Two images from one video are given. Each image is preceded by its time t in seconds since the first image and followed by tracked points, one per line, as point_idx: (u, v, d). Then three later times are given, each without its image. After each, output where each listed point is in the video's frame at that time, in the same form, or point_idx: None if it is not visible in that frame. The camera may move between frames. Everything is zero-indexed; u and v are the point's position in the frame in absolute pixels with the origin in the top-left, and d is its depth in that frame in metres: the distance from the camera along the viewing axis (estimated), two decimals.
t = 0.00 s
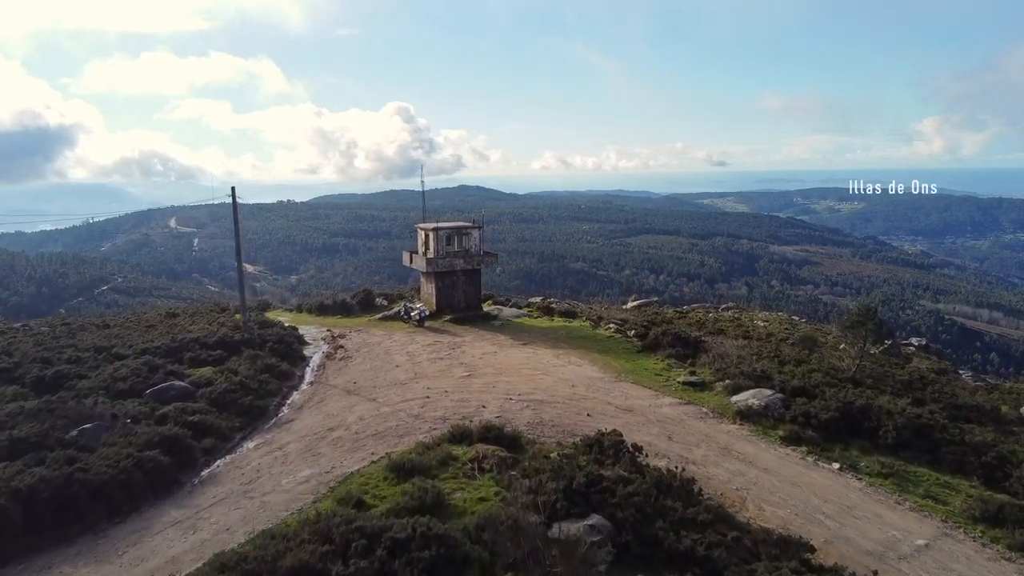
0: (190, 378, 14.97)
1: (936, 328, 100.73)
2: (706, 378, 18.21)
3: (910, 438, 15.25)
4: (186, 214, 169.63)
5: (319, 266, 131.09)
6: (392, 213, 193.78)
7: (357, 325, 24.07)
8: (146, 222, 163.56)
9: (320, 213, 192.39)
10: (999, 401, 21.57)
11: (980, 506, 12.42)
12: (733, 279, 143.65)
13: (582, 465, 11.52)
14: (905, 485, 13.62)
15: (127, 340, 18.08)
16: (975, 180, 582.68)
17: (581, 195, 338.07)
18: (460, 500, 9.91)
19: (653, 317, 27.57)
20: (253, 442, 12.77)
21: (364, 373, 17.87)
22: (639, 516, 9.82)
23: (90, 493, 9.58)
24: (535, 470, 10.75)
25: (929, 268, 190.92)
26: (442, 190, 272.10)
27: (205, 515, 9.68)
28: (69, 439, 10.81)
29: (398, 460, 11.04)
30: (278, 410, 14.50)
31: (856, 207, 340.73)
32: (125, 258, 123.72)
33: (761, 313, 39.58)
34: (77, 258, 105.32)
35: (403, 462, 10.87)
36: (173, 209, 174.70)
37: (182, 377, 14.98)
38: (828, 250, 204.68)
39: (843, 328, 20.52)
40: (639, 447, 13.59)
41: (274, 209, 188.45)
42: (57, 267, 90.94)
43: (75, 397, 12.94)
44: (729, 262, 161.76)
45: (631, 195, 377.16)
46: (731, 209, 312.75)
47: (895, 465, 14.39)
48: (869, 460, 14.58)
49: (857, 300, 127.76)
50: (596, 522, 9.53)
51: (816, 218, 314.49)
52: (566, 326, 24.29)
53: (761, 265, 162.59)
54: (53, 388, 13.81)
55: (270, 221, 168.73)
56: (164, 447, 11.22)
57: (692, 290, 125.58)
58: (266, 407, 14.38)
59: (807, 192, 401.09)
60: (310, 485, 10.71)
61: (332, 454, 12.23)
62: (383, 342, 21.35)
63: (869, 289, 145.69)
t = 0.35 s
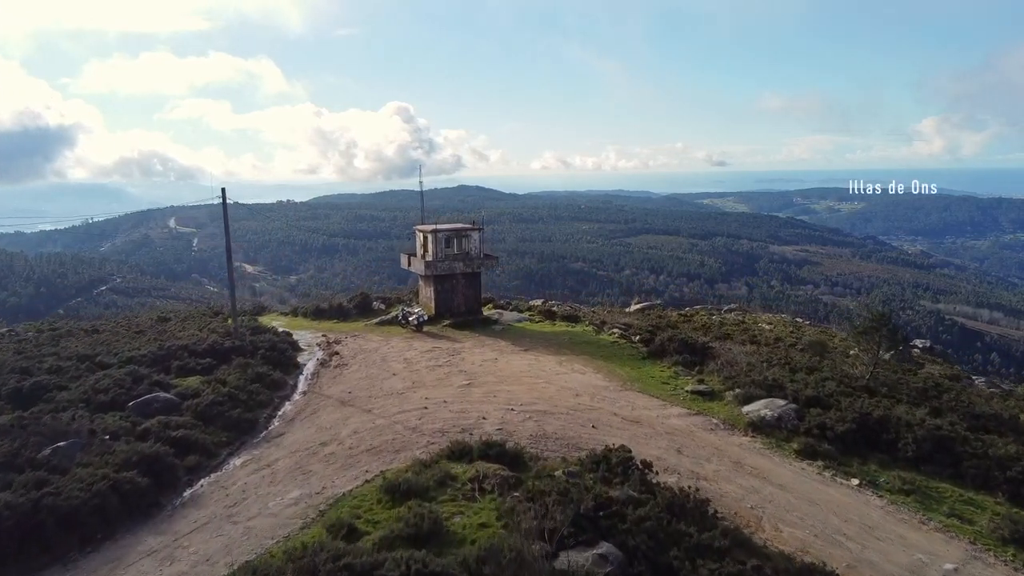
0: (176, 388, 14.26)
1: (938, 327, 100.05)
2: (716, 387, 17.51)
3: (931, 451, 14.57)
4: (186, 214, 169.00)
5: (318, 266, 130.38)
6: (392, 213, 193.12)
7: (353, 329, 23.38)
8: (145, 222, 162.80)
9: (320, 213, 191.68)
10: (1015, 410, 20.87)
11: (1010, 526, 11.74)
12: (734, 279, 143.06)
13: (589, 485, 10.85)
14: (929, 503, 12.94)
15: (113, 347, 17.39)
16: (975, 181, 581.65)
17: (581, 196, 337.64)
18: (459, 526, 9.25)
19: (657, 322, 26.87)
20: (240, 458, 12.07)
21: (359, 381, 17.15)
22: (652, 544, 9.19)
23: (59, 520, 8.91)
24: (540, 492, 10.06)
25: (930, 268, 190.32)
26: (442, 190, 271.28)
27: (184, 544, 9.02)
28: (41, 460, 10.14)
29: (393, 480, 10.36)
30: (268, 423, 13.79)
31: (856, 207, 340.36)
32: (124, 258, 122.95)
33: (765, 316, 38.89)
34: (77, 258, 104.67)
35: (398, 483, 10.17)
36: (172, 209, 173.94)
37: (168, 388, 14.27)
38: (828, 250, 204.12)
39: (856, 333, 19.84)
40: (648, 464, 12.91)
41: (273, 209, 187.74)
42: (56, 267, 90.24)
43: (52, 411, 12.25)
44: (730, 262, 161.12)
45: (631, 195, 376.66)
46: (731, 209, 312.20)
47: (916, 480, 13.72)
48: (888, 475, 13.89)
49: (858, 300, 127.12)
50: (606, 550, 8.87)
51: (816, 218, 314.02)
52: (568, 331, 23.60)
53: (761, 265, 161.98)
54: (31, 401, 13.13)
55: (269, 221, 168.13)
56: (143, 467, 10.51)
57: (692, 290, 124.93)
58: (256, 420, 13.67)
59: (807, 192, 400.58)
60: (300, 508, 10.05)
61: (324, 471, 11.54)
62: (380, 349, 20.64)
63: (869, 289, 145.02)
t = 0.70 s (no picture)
0: (160, 400, 13.55)
1: (939, 327, 99.38)
2: (726, 397, 16.82)
3: (954, 467, 13.87)
4: (185, 214, 168.36)
5: (317, 266, 129.72)
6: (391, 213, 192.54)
7: (350, 334, 22.71)
8: (144, 222, 162.16)
9: (319, 213, 191.10)
10: None
11: None
12: (734, 279, 142.44)
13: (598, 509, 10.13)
14: (955, 523, 12.22)
15: (98, 355, 16.75)
16: (976, 181, 580.90)
17: (580, 196, 337.07)
18: (458, 557, 8.55)
19: (662, 326, 26.17)
20: (225, 477, 11.37)
21: (354, 391, 16.44)
22: None
23: (22, 552, 8.24)
24: (544, 518, 9.37)
25: (930, 267, 189.71)
26: (442, 190, 270.53)
27: None
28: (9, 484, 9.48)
29: (387, 503, 9.67)
30: (257, 439, 13.09)
31: (855, 206, 339.76)
32: (122, 258, 122.25)
33: (770, 319, 38.21)
34: (76, 258, 104.15)
35: (393, 507, 9.47)
36: (172, 210, 173.25)
37: (152, 400, 13.57)
38: (828, 250, 203.53)
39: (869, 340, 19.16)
40: (658, 483, 12.18)
41: (273, 209, 187.14)
42: (53, 267, 89.60)
43: (25, 428, 11.58)
44: (730, 262, 160.54)
45: (631, 195, 376.32)
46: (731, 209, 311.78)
47: (940, 497, 13.01)
48: (910, 491, 13.19)
49: (858, 300, 126.54)
50: None
51: (815, 217, 313.33)
52: (571, 337, 22.87)
53: (761, 265, 161.42)
54: (6, 414, 12.48)
55: (269, 221, 167.62)
56: (119, 489, 9.84)
57: (692, 290, 124.29)
58: (243, 435, 12.96)
59: (807, 191, 400.01)
60: (285, 534, 9.38)
61: (313, 492, 10.82)
62: (377, 355, 19.95)
63: (869, 289, 144.35)
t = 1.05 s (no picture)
0: (143, 414, 12.84)
1: (940, 327, 98.67)
2: (737, 408, 16.12)
3: (980, 483, 13.16)
4: (185, 214, 167.71)
5: (316, 266, 129.05)
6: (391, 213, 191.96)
7: (345, 340, 22.01)
8: (144, 221, 161.55)
9: (319, 213, 190.48)
10: None
11: None
12: (734, 279, 141.80)
13: (605, 537, 9.47)
14: (985, 546, 11.49)
15: (81, 364, 16.05)
16: (976, 181, 579.09)
17: (580, 196, 336.61)
18: None
19: (667, 331, 25.45)
20: (209, 499, 10.69)
21: (349, 401, 15.73)
22: None
23: None
24: (548, 547, 8.71)
25: (930, 267, 189.06)
26: (441, 190, 269.81)
27: None
28: None
29: (380, 531, 8.98)
30: (245, 455, 12.38)
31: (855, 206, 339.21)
32: (121, 258, 121.58)
33: (775, 322, 37.57)
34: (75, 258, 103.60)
35: (386, 536, 8.78)
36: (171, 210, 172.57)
37: (133, 413, 12.84)
38: (828, 250, 202.89)
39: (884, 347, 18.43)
40: (668, 504, 11.49)
41: (272, 210, 186.61)
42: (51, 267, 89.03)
43: None
44: (730, 262, 159.91)
45: (631, 195, 375.89)
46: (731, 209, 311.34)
47: (966, 517, 12.31)
48: (934, 511, 12.49)
49: (857, 300, 125.91)
50: None
51: (815, 217, 312.71)
52: (574, 343, 22.17)
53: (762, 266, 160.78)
54: None
55: (269, 222, 167.03)
56: (91, 516, 9.17)
57: (692, 290, 123.59)
58: (230, 451, 12.23)
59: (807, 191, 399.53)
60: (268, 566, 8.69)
61: (303, 516, 10.12)
62: (373, 362, 19.25)
63: (869, 289, 143.67)
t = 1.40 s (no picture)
0: (124, 428, 12.12)
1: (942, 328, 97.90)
2: (750, 419, 15.42)
3: (1010, 502, 12.46)
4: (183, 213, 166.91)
5: (315, 266, 128.30)
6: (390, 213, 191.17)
7: (340, 347, 21.31)
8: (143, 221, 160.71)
9: (318, 212, 189.70)
10: None
11: None
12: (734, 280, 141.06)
13: (614, 569, 8.79)
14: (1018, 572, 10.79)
15: (60, 374, 15.31)
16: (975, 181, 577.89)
17: (580, 196, 335.72)
18: None
19: (673, 336, 24.71)
20: (190, 522, 10.01)
21: (343, 413, 15.01)
22: None
23: None
24: None
25: (930, 267, 188.41)
26: (441, 190, 269.06)
27: None
28: None
29: (373, 562, 8.33)
30: (230, 474, 11.63)
31: (854, 205, 338.50)
32: (120, 258, 120.74)
33: (780, 324, 36.87)
34: (75, 258, 102.90)
35: (380, 567, 8.14)
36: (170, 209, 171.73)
37: (114, 428, 12.15)
38: (828, 250, 202.19)
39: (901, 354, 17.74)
40: (680, 528, 10.79)
41: (271, 210, 185.93)
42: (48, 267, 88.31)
43: None
44: (731, 262, 159.17)
45: (631, 195, 375.31)
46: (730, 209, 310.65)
47: (995, 538, 11.61)
48: (961, 531, 11.81)
49: (858, 300, 125.20)
50: None
51: (815, 217, 311.87)
52: (577, 348, 21.47)
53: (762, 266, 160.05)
54: None
55: (268, 222, 166.26)
56: (59, 547, 8.55)
57: (692, 291, 122.83)
58: (215, 468, 11.52)
59: (807, 191, 398.97)
60: None
61: (290, 543, 9.46)
62: (369, 370, 18.55)
63: (870, 289, 142.87)
